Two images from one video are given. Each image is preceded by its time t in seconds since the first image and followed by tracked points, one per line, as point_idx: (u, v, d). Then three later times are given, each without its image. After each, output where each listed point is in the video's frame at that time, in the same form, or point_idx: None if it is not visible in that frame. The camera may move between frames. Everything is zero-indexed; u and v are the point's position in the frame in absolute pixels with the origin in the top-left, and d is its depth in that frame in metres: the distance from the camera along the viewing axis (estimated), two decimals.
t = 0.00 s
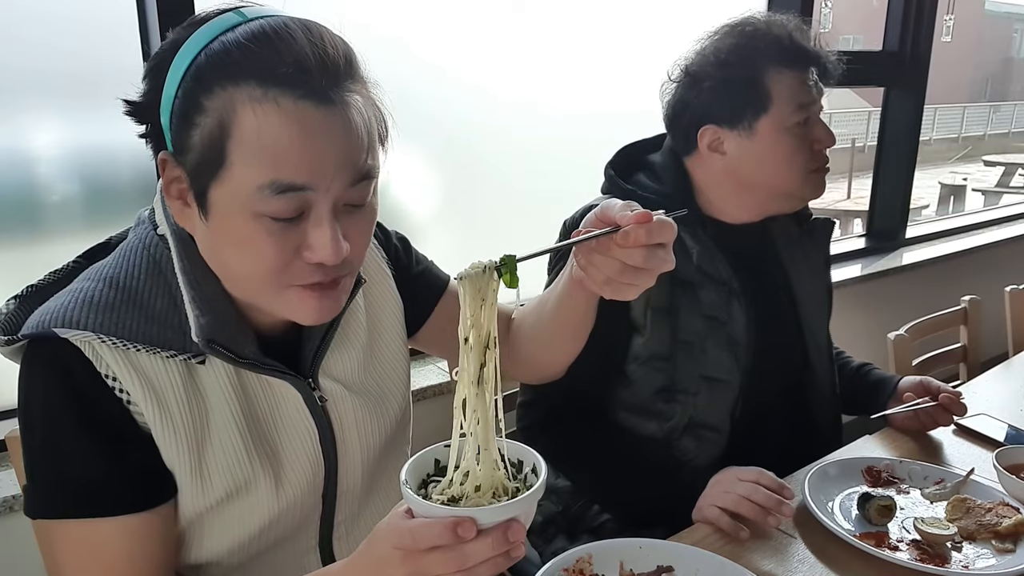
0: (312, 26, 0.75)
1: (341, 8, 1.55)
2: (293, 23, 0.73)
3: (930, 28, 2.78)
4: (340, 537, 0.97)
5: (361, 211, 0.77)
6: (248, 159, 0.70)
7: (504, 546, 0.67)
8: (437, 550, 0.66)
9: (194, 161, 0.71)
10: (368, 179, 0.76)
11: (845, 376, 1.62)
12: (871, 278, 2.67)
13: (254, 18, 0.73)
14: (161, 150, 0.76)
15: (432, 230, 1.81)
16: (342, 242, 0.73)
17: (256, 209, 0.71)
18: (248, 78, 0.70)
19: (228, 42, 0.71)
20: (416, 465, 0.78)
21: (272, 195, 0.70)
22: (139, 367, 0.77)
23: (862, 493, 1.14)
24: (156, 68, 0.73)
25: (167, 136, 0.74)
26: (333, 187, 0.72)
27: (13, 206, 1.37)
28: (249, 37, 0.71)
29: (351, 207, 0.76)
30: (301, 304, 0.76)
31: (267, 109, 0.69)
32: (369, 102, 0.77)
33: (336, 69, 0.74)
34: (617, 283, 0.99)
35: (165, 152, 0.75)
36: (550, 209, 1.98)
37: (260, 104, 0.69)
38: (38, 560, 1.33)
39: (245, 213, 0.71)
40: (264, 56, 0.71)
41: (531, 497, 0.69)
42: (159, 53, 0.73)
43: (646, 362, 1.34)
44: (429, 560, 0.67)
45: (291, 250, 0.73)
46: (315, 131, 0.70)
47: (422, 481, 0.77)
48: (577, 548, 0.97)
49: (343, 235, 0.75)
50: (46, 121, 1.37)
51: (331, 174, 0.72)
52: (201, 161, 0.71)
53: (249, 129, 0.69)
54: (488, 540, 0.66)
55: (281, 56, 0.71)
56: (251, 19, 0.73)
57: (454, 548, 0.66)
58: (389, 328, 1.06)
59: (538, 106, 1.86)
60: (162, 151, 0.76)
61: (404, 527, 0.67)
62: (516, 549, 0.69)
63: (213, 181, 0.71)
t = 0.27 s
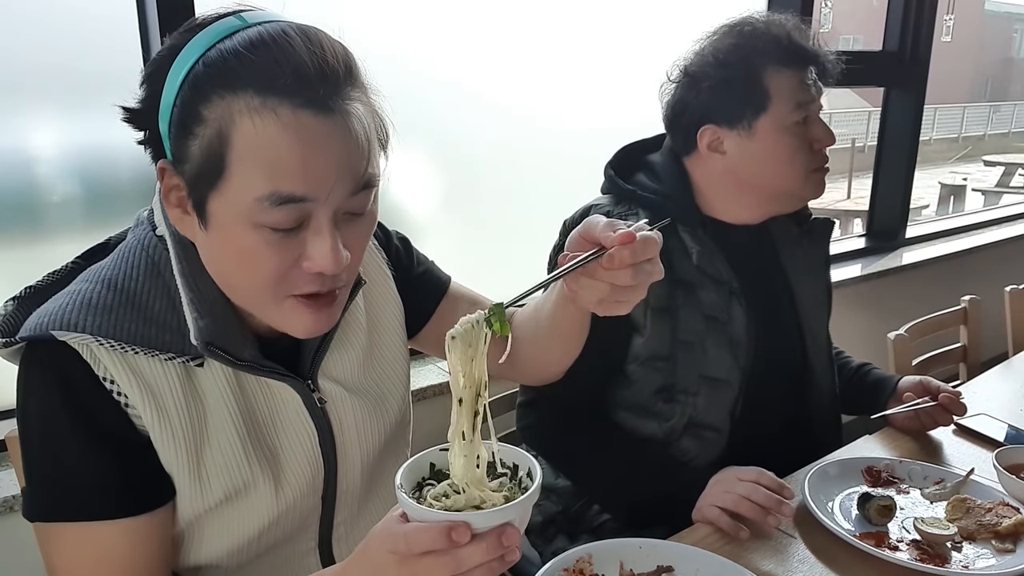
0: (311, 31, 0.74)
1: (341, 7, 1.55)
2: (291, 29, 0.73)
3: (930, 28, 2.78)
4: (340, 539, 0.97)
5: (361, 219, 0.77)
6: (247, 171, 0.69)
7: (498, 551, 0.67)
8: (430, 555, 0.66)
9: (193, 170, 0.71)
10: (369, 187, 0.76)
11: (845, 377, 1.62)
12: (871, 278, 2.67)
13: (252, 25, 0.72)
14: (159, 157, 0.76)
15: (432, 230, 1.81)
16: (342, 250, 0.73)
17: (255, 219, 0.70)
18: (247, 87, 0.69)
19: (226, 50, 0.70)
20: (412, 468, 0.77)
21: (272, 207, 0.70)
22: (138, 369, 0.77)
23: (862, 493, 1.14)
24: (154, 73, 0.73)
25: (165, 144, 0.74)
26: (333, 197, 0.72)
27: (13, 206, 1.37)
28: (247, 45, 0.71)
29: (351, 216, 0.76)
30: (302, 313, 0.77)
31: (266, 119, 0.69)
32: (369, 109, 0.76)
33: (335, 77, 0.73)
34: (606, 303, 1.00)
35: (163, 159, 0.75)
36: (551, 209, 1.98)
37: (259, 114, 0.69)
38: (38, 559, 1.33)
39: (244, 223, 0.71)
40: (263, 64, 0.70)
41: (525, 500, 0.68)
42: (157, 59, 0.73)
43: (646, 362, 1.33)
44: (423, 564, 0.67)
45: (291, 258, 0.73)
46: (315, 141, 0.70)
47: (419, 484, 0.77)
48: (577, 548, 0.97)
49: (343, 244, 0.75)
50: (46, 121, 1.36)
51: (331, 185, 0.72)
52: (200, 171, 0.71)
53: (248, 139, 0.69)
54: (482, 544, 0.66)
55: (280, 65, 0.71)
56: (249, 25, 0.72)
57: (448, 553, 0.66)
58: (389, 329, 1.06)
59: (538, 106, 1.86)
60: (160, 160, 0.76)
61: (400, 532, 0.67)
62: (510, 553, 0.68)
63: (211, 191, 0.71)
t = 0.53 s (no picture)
0: (307, 36, 0.73)
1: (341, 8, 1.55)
2: (287, 34, 0.72)
3: (930, 28, 2.78)
4: (340, 541, 0.97)
5: (362, 225, 0.77)
6: (247, 180, 0.69)
7: (493, 560, 0.67)
8: (424, 563, 0.66)
9: (191, 178, 0.71)
10: (370, 194, 0.76)
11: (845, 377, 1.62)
12: (871, 278, 2.67)
13: (248, 30, 0.72)
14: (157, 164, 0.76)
15: (432, 230, 1.81)
16: (342, 257, 0.73)
17: (254, 228, 0.70)
18: (243, 95, 0.69)
19: (222, 56, 0.70)
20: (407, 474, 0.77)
21: (272, 216, 0.70)
22: (138, 373, 0.77)
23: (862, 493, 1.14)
24: (151, 79, 0.73)
25: (163, 151, 0.74)
26: (333, 206, 0.72)
27: (12, 206, 1.37)
28: (243, 51, 0.70)
29: (351, 222, 0.76)
30: (303, 320, 0.77)
31: (263, 128, 0.69)
32: (368, 114, 0.76)
33: (332, 83, 0.73)
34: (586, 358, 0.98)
35: (162, 167, 0.75)
36: (551, 209, 1.98)
37: (256, 123, 0.69)
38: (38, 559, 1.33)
39: (243, 231, 0.71)
40: (259, 71, 0.70)
41: (520, 509, 0.68)
42: (152, 65, 0.73)
43: (646, 362, 1.34)
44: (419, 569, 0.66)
45: (291, 265, 0.73)
46: (314, 149, 0.70)
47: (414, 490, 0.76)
48: (577, 548, 0.97)
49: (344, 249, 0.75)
50: (46, 120, 1.37)
51: (331, 194, 0.71)
52: (198, 180, 0.71)
53: (246, 148, 0.69)
54: (477, 553, 0.66)
55: (276, 71, 0.70)
56: (245, 30, 0.72)
57: (442, 562, 0.66)
58: (390, 330, 1.07)
59: (537, 106, 1.86)
60: (158, 168, 0.76)
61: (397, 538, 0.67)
62: (504, 561, 0.68)
63: (210, 196, 0.71)
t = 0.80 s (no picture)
0: (304, 37, 0.73)
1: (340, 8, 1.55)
2: (284, 35, 0.72)
3: (930, 28, 2.78)
4: (340, 541, 0.97)
5: (361, 225, 0.77)
6: (246, 183, 0.69)
7: (496, 557, 0.66)
8: (427, 560, 0.66)
9: (191, 181, 0.71)
10: (369, 195, 0.76)
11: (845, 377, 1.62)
12: (871, 278, 2.67)
13: (245, 32, 0.72)
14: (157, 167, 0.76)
15: (431, 230, 1.81)
16: (342, 258, 0.73)
17: (254, 231, 0.70)
18: (240, 98, 0.69)
19: (220, 59, 0.70)
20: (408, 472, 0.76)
21: (271, 219, 0.70)
22: (138, 373, 0.77)
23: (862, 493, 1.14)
24: (148, 83, 0.73)
25: (161, 154, 0.74)
26: (332, 208, 0.72)
27: (13, 206, 1.37)
28: (240, 54, 0.70)
29: (351, 222, 0.76)
30: (303, 322, 0.77)
31: (261, 131, 0.68)
32: (366, 113, 0.76)
33: (330, 83, 0.73)
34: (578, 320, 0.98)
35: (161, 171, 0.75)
36: (550, 209, 1.98)
37: (253, 126, 0.68)
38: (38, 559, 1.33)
39: (243, 235, 0.71)
40: (257, 73, 0.70)
41: (523, 507, 0.68)
42: (150, 69, 0.73)
43: (647, 362, 1.34)
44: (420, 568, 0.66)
45: (291, 267, 0.73)
46: (312, 151, 0.70)
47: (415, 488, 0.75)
48: (577, 548, 0.97)
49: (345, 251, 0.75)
50: (46, 120, 1.36)
51: (330, 196, 0.71)
52: (197, 183, 0.71)
53: (244, 150, 0.69)
54: (479, 550, 0.66)
55: (273, 73, 0.70)
56: (242, 32, 0.72)
57: (445, 559, 0.66)
58: (391, 330, 1.07)
59: (537, 105, 1.85)
60: (157, 172, 0.76)
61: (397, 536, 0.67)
62: (506, 560, 0.68)
63: (209, 199, 0.71)
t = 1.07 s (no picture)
0: (302, 37, 0.74)
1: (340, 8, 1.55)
2: (282, 35, 0.72)
3: (930, 28, 2.78)
4: (340, 540, 0.97)
5: (360, 225, 0.77)
6: (245, 183, 0.69)
7: (495, 549, 0.67)
8: (426, 553, 0.66)
9: (190, 180, 0.71)
10: (368, 194, 0.76)
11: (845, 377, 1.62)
12: (871, 278, 2.67)
13: (242, 32, 0.72)
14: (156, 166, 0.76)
15: (431, 230, 1.81)
16: (342, 257, 0.73)
17: (253, 231, 0.70)
18: (238, 98, 0.69)
19: (218, 59, 0.70)
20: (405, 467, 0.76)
21: (270, 219, 0.70)
22: (138, 373, 0.77)
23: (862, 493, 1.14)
24: (146, 84, 0.73)
25: (160, 155, 0.74)
26: (331, 208, 0.72)
27: (13, 206, 1.37)
28: (238, 53, 0.70)
29: (350, 222, 0.76)
30: (303, 321, 0.76)
31: (259, 131, 0.68)
32: (364, 113, 0.76)
33: (328, 83, 0.73)
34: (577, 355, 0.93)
35: (160, 171, 0.75)
36: (550, 209, 1.98)
37: (252, 126, 0.68)
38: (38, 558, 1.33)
39: (243, 235, 0.70)
40: (254, 73, 0.70)
41: (521, 499, 0.69)
42: (147, 69, 0.73)
43: (647, 362, 1.34)
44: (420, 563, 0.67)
45: (291, 267, 0.73)
46: (310, 151, 0.70)
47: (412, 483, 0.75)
48: (577, 548, 0.97)
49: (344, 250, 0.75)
50: (46, 120, 1.36)
51: (329, 196, 0.71)
52: (196, 182, 0.71)
53: (242, 150, 0.69)
54: (478, 543, 0.66)
55: (270, 72, 0.70)
56: (240, 32, 0.72)
57: (444, 551, 0.66)
58: (390, 330, 1.07)
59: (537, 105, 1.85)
60: (156, 172, 0.76)
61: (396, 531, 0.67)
62: (505, 551, 0.68)
63: (208, 199, 0.71)
